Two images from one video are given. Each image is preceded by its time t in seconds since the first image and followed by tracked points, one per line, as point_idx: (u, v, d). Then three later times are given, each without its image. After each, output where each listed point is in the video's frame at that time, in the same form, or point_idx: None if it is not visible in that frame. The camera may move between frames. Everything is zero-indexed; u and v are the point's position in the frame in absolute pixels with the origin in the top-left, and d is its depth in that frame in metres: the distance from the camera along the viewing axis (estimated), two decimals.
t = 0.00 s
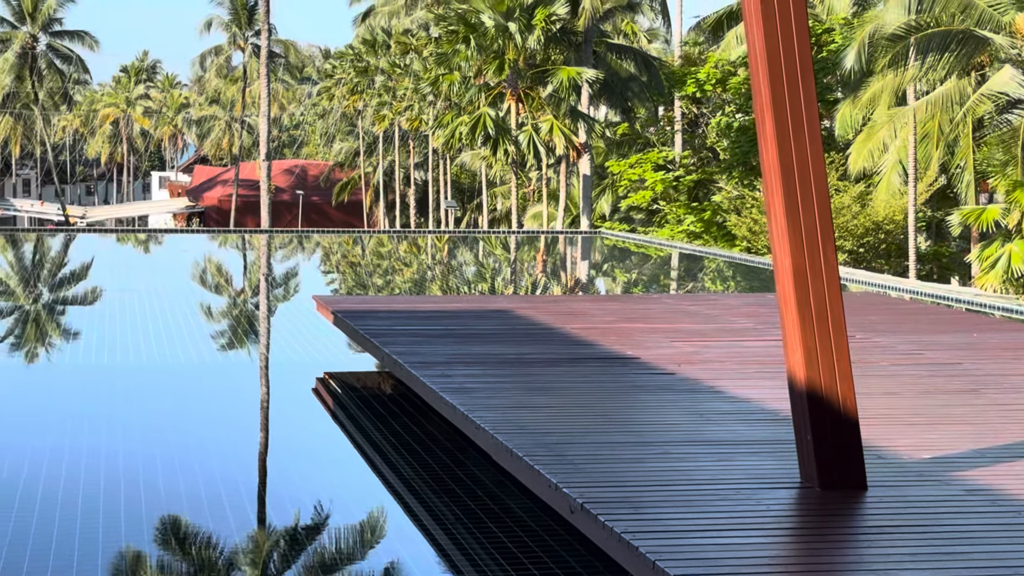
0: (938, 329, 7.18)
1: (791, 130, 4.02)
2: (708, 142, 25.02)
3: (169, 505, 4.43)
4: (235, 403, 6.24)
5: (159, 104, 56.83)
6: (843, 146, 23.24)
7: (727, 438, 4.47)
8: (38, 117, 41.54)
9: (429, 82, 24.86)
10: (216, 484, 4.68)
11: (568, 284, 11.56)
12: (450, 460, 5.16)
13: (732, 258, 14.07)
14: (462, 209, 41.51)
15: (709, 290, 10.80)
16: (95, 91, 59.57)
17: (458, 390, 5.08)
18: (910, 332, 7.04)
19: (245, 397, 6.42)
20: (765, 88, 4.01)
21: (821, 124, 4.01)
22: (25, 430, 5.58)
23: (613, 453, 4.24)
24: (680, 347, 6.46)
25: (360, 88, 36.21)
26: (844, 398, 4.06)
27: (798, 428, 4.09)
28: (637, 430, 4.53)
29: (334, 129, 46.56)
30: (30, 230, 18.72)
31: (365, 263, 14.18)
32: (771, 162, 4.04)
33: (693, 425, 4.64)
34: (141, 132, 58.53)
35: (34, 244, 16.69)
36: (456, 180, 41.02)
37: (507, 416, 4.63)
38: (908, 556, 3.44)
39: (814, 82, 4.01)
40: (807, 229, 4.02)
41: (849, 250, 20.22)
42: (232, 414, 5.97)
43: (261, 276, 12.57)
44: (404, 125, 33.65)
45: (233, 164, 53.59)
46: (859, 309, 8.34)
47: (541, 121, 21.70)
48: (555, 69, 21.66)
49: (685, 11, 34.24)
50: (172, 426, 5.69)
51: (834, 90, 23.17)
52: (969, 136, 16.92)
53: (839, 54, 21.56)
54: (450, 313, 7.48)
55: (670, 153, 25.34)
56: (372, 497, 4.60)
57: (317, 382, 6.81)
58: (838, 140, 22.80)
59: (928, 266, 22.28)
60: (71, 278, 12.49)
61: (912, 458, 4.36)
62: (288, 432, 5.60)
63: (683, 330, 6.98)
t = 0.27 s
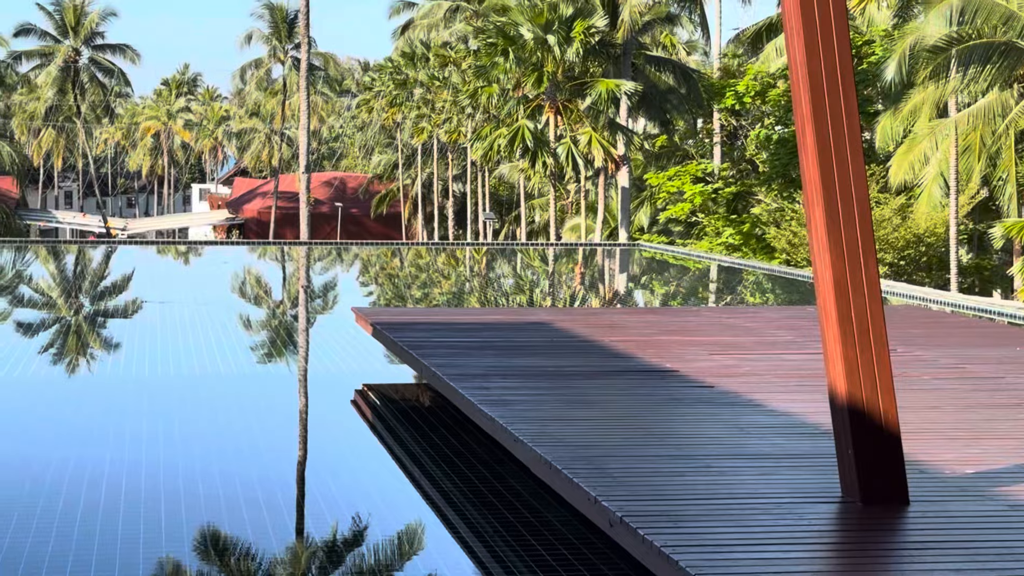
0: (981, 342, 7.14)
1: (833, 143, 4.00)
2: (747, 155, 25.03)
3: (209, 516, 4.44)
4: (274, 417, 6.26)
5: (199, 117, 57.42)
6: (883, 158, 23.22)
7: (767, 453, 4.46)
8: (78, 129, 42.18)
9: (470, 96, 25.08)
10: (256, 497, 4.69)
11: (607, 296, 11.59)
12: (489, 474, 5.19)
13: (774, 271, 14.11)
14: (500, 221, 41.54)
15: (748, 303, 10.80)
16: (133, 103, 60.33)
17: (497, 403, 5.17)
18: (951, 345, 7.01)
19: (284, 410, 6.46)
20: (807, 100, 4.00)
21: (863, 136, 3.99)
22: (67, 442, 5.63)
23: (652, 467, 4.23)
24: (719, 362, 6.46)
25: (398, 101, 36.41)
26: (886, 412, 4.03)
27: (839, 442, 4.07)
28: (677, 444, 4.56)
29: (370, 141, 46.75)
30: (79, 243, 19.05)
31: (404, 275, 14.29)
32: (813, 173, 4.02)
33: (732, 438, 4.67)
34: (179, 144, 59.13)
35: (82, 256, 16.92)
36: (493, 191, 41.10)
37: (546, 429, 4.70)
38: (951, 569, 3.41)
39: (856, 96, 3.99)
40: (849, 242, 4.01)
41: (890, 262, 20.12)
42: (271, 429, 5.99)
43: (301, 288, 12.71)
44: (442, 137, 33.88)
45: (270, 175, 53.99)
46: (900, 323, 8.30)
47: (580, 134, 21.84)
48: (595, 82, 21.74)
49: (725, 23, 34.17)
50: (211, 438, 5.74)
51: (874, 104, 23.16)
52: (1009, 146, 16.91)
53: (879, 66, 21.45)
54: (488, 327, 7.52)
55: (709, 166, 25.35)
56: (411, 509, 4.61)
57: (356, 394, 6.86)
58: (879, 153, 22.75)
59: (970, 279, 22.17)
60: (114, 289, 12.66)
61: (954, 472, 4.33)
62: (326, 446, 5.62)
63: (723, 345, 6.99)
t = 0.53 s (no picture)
0: None
1: (875, 157, 3.96)
2: (786, 167, 24.91)
3: (249, 529, 4.45)
4: (313, 430, 6.28)
5: (239, 131, 58.03)
6: (924, 170, 23.02)
7: (808, 468, 4.43)
8: (121, 143, 42.76)
9: (509, 110, 25.20)
10: (295, 510, 4.70)
11: (644, 309, 11.56)
12: (527, 487, 5.19)
13: (811, 284, 14.05)
14: (539, 234, 41.51)
15: (788, 315, 10.73)
16: (176, 116, 61.09)
17: (536, 416, 5.18)
18: (994, 359, 6.93)
19: (322, 422, 6.51)
20: (847, 110, 3.97)
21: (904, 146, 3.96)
22: (109, 454, 5.68)
23: (691, 480, 4.22)
24: (758, 376, 6.43)
25: (438, 114, 36.56)
26: (928, 427, 3.99)
27: (880, 457, 4.03)
28: (717, 458, 4.54)
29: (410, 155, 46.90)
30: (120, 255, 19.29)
31: (441, 288, 14.33)
32: (853, 183, 4.00)
33: (772, 452, 4.65)
34: (221, 158, 59.73)
35: (123, 268, 17.11)
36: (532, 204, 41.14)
37: (586, 442, 4.71)
38: None
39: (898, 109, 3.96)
40: (891, 255, 3.97)
41: (931, 276, 19.86)
42: (310, 441, 6.01)
43: (340, 300, 12.82)
44: (482, 150, 34.03)
45: (310, 189, 54.39)
46: (942, 336, 8.22)
47: (618, 147, 21.82)
48: (633, 94, 21.71)
49: (765, 36, 34.02)
50: (250, 450, 5.78)
51: (915, 115, 22.94)
52: None
53: (920, 78, 21.25)
54: (526, 341, 7.54)
55: (749, 178, 25.25)
56: (450, 522, 4.62)
57: (394, 406, 6.90)
58: (921, 165, 22.50)
59: (1013, 293, 21.90)
60: (154, 301, 12.81)
61: (998, 487, 4.28)
62: (365, 459, 5.63)
63: (762, 360, 6.97)
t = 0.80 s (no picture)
0: None
1: (917, 171, 3.94)
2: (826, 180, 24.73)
3: (288, 541, 4.49)
4: (353, 442, 6.32)
5: (278, 144, 58.50)
6: (967, 183, 22.74)
7: (849, 483, 4.40)
8: (163, 157, 43.27)
9: (547, 124, 25.24)
10: (334, 523, 4.72)
11: (683, 323, 11.53)
12: (567, 500, 5.19)
13: (851, 299, 13.94)
14: (577, 247, 41.49)
15: (828, 329, 10.64)
16: (217, 131, 61.79)
17: (574, 429, 5.18)
18: None
19: (361, 434, 6.56)
20: (888, 120, 3.95)
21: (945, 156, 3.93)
22: (150, 465, 5.74)
23: (730, 494, 4.20)
24: (799, 390, 6.38)
25: (476, 127, 36.71)
26: (972, 443, 3.95)
27: (923, 473, 3.99)
28: (756, 472, 4.52)
29: (450, 168, 47.03)
30: (160, 268, 19.52)
31: (479, 300, 14.35)
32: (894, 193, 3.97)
33: (813, 467, 4.61)
34: (261, 171, 60.25)
35: (163, 281, 17.29)
36: (570, 218, 41.13)
37: (624, 456, 4.70)
38: None
39: (940, 123, 3.94)
40: (933, 269, 3.94)
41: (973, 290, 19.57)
42: (349, 454, 6.04)
43: (378, 313, 12.89)
44: (520, 164, 34.10)
45: (349, 202, 54.74)
46: (985, 352, 8.13)
47: (656, 160, 21.78)
48: (672, 107, 21.66)
49: (804, 48, 33.86)
50: (289, 462, 5.83)
51: (957, 128, 22.69)
52: None
53: (962, 90, 21.03)
54: (565, 354, 7.55)
55: (788, 192, 25.11)
56: (488, 535, 4.64)
57: (433, 419, 6.93)
58: (963, 178, 22.22)
59: None
60: (194, 314, 12.95)
61: None
62: (405, 472, 5.65)
63: (802, 375, 6.93)
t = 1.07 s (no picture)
0: None
1: (959, 184, 3.90)
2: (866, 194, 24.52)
3: (328, 553, 4.52)
4: (390, 455, 6.35)
5: (318, 157, 58.77)
6: (1010, 196, 22.44)
7: (891, 499, 4.35)
8: (204, 170, 43.69)
9: (585, 137, 25.25)
10: (372, 535, 4.75)
11: (722, 337, 11.48)
12: (606, 515, 5.18)
13: (892, 313, 13.80)
14: (615, 260, 41.41)
15: (868, 343, 10.54)
16: (258, 144, 62.39)
17: (614, 443, 5.18)
18: None
19: (400, 447, 6.59)
20: (931, 139, 3.93)
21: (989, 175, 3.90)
22: (189, 477, 5.81)
23: (771, 509, 4.18)
24: (839, 405, 6.33)
25: (515, 141, 36.83)
26: (1015, 459, 3.89)
27: (966, 489, 3.94)
28: (797, 486, 4.49)
29: (488, 182, 47.15)
30: (200, 281, 19.69)
31: (517, 314, 14.38)
32: (935, 217, 3.94)
33: (854, 483, 4.57)
34: (301, 184, 60.71)
35: (203, 294, 17.43)
36: (608, 231, 41.09)
37: (664, 470, 4.69)
38: None
39: (982, 136, 3.90)
40: (976, 282, 3.90)
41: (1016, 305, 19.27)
42: (388, 467, 6.08)
43: (417, 326, 12.94)
44: (558, 177, 34.11)
45: (388, 216, 55.03)
46: None
47: (696, 173, 21.71)
48: (710, 120, 21.57)
49: (844, 61, 33.71)
50: (328, 474, 5.87)
51: (1000, 141, 22.41)
52: None
53: (1004, 102, 20.82)
54: (604, 368, 7.54)
55: (828, 205, 24.97)
56: (526, 548, 4.63)
57: (471, 433, 6.95)
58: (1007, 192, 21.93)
59: None
60: (233, 327, 13.06)
61: None
62: (444, 485, 5.67)
63: (843, 389, 6.87)
